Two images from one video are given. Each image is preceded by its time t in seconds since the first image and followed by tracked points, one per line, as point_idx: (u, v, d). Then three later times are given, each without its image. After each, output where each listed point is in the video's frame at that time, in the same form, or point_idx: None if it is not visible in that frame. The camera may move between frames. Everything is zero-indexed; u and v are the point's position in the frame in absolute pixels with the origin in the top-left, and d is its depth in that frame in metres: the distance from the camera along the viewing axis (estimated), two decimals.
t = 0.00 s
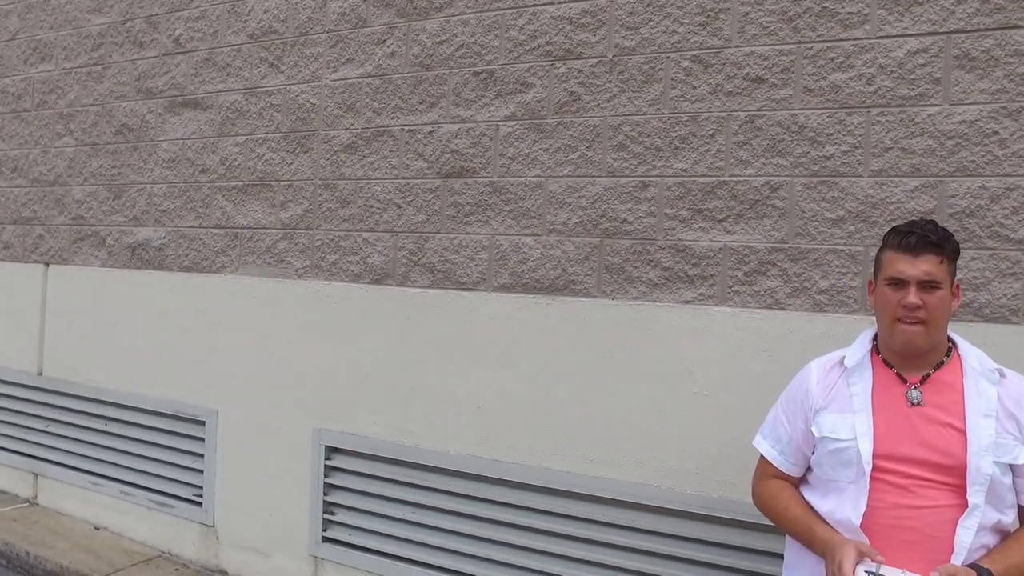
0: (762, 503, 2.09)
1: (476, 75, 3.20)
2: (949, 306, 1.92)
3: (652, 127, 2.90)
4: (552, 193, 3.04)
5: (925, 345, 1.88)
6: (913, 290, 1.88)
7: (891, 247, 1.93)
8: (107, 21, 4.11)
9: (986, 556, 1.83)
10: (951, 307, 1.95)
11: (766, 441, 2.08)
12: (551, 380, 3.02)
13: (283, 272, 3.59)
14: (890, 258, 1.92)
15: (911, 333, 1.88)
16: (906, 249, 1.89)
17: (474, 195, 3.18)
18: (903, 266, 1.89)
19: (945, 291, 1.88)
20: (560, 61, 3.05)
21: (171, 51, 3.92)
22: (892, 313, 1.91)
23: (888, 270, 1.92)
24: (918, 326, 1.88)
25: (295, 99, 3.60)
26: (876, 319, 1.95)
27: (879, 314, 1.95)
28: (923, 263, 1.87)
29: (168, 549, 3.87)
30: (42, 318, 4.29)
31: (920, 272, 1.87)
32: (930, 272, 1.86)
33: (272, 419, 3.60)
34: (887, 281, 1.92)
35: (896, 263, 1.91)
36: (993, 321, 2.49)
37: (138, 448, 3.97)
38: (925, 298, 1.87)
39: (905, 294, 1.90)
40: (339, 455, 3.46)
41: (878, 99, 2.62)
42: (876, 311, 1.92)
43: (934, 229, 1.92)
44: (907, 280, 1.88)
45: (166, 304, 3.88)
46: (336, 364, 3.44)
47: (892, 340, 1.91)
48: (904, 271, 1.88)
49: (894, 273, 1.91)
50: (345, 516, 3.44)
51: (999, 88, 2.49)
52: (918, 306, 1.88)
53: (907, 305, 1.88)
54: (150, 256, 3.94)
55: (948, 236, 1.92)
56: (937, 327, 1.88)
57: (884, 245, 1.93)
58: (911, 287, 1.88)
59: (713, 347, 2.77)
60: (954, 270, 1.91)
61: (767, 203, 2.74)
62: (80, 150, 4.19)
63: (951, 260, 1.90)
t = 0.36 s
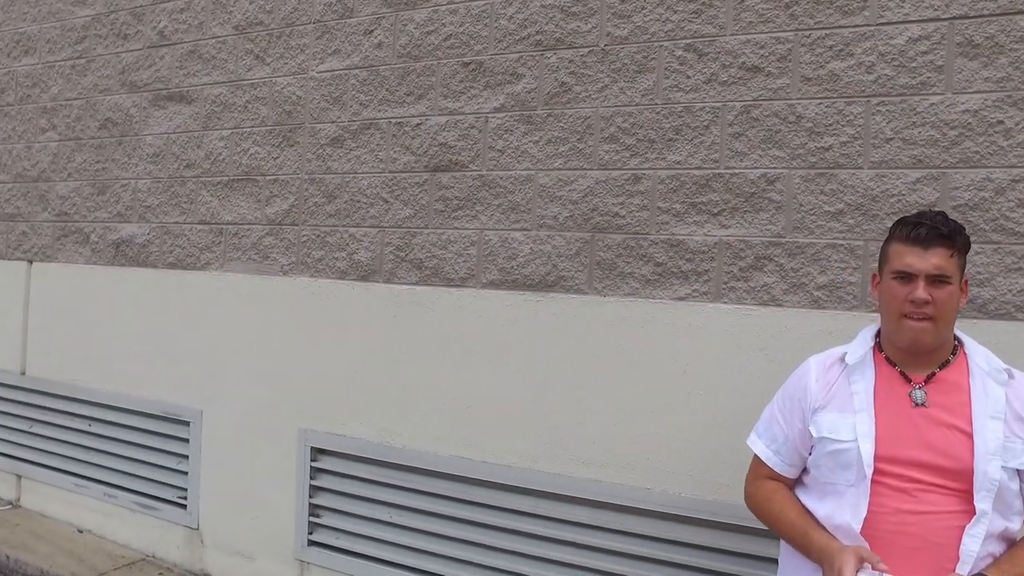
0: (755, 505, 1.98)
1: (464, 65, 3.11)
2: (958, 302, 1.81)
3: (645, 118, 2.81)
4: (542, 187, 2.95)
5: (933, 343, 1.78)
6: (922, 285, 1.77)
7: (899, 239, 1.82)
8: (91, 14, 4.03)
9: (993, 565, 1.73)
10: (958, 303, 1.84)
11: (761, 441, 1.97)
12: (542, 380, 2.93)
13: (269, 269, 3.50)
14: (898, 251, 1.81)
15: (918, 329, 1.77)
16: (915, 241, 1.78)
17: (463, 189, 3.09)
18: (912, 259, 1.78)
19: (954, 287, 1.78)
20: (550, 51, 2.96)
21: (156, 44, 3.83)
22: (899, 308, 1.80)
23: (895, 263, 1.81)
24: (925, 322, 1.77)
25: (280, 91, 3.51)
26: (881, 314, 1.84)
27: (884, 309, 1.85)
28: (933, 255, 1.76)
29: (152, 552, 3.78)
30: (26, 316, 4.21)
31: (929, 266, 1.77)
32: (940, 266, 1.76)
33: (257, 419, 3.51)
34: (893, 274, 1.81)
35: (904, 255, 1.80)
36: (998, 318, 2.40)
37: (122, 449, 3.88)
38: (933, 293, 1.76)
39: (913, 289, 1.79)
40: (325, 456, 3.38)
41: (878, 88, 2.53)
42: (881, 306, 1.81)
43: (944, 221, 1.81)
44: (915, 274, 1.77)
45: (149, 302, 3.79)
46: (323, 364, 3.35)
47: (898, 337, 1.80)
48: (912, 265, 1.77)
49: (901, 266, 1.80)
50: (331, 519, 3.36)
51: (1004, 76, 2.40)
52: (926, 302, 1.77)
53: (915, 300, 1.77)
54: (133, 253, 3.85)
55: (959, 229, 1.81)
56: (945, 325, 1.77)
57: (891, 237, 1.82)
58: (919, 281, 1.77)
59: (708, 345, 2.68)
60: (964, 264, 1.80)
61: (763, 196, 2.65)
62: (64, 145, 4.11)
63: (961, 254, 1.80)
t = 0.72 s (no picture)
0: (746, 512, 1.91)
1: (452, 60, 3.05)
2: (955, 302, 1.75)
3: (635, 114, 2.75)
4: (531, 184, 2.89)
5: (929, 344, 1.71)
6: (918, 284, 1.70)
7: (895, 237, 1.75)
8: (77, 9, 3.97)
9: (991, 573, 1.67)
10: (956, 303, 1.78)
11: (752, 445, 1.91)
12: (531, 382, 2.87)
13: (255, 267, 3.45)
14: (893, 249, 1.74)
15: (913, 330, 1.71)
16: (911, 239, 1.72)
17: (451, 187, 3.03)
18: (908, 258, 1.71)
19: (952, 287, 1.72)
20: (539, 46, 2.90)
21: (142, 40, 3.77)
22: (894, 308, 1.73)
23: (891, 261, 1.75)
24: (921, 322, 1.71)
25: (267, 87, 3.45)
26: (875, 314, 1.78)
27: (879, 309, 1.78)
28: (930, 254, 1.70)
29: (139, 556, 3.73)
30: (13, 315, 4.16)
31: (925, 264, 1.70)
32: (937, 265, 1.69)
33: (243, 421, 3.45)
34: (888, 273, 1.75)
35: (900, 253, 1.73)
36: (995, 318, 2.34)
37: (108, 451, 3.82)
38: (930, 293, 1.70)
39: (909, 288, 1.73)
40: (313, 458, 3.32)
41: (873, 83, 2.46)
42: (876, 305, 1.74)
43: (942, 218, 1.74)
44: (911, 273, 1.71)
45: (136, 301, 3.73)
46: (310, 365, 3.29)
47: (893, 338, 1.74)
48: (908, 263, 1.71)
49: (897, 265, 1.74)
50: (318, 522, 3.30)
51: (1002, 70, 2.33)
52: (922, 302, 1.71)
53: (911, 299, 1.70)
54: (119, 252, 3.79)
55: (957, 226, 1.75)
56: (941, 325, 1.71)
57: (886, 234, 1.76)
58: (916, 280, 1.71)
59: (700, 346, 2.61)
60: (961, 262, 1.74)
61: (756, 193, 2.59)
62: (49, 143, 4.05)
63: (959, 252, 1.73)
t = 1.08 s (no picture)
0: (726, 512, 1.94)
1: (442, 64, 3.08)
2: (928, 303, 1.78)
3: (621, 117, 2.78)
4: (519, 187, 2.92)
5: (903, 345, 1.74)
6: (891, 287, 1.73)
7: (868, 241, 1.78)
8: (72, 13, 4.00)
9: (962, 567, 1.70)
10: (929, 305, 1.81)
11: (731, 446, 1.94)
12: (518, 382, 2.90)
13: (248, 269, 3.48)
14: (867, 252, 1.77)
15: (887, 331, 1.74)
16: (884, 242, 1.75)
17: (440, 189, 3.06)
18: (881, 261, 1.74)
19: (925, 288, 1.74)
20: (527, 50, 2.93)
21: (137, 43, 3.81)
22: (869, 309, 1.76)
23: (865, 264, 1.78)
24: (896, 324, 1.74)
25: (260, 91, 3.48)
26: (850, 317, 1.81)
27: (853, 311, 1.81)
28: (903, 256, 1.73)
29: (134, 556, 3.76)
30: (9, 316, 4.19)
31: (899, 267, 1.73)
32: (910, 268, 1.72)
33: (236, 421, 3.48)
34: (862, 276, 1.77)
35: (873, 257, 1.76)
36: (974, 320, 2.37)
37: (104, 451, 3.86)
38: (904, 295, 1.72)
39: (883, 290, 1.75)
40: (306, 458, 3.36)
41: (855, 87, 2.50)
42: (851, 307, 1.77)
43: (914, 222, 1.78)
44: (885, 276, 1.74)
45: (130, 302, 3.76)
46: (301, 364, 3.33)
47: (868, 339, 1.77)
48: (882, 266, 1.74)
49: (870, 268, 1.77)
50: (310, 521, 3.34)
51: (981, 75, 2.36)
52: (896, 303, 1.73)
53: (885, 301, 1.73)
54: (114, 254, 3.82)
55: (929, 229, 1.78)
56: (915, 326, 1.74)
57: (860, 238, 1.79)
58: (889, 283, 1.74)
59: (685, 346, 2.65)
60: (933, 264, 1.77)
61: (740, 196, 2.62)
62: (45, 145, 4.09)
63: (931, 255, 1.76)
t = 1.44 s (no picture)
0: (705, 501, 1.96)
1: (431, 60, 3.10)
2: (902, 292, 1.80)
3: (607, 112, 2.80)
4: (506, 181, 2.94)
5: (877, 333, 1.76)
6: (865, 275, 1.75)
7: (843, 230, 1.80)
8: (65, 10, 4.02)
9: (934, 551, 1.72)
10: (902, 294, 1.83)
11: (709, 436, 1.96)
12: (506, 375, 2.92)
13: (240, 263, 3.50)
14: (841, 242, 1.79)
15: (861, 319, 1.76)
16: (858, 232, 1.77)
17: (429, 183, 3.08)
18: (854, 250, 1.76)
19: (897, 277, 1.76)
20: (515, 46, 2.95)
21: (129, 40, 3.83)
22: (843, 299, 1.78)
23: (839, 254, 1.80)
24: (869, 312, 1.76)
25: (251, 87, 3.50)
26: (825, 306, 1.83)
27: (828, 301, 1.83)
28: (876, 246, 1.75)
29: (126, 549, 3.78)
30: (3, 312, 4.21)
31: (872, 256, 1.75)
32: (883, 257, 1.74)
33: (227, 415, 3.50)
34: (837, 265, 1.79)
35: (847, 246, 1.78)
36: (955, 311, 2.39)
37: (96, 446, 3.87)
38: (877, 284, 1.74)
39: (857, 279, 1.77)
40: (296, 451, 3.37)
41: (838, 81, 2.52)
42: (825, 297, 1.79)
43: (886, 212, 1.80)
44: (859, 265, 1.76)
45: (122, 297, 3.78)
46: (292, 359, 3.35)
47: (842, 328, 1.79)
48: (855, 256, 1.76)
49: (844, 258, 1.79)
50: (300, 514, 3.35)
51: (961, 68, 2.38)
52: (870, 292, 1.75)
53: (859, 290, 1.75)
54: (107, 249, 3.84)
55: (902, 219, 1.80)
56: (888, 315, 1.76)
57: (834, 229, 1.81)
58: (863, 271, 1.76)
59: (670, 339, 2.67)
60: (906, 253, 1.79)
61: (724, 189, 2.64)
62: (38, 141, 4.11)
63: (903, 244, 1.79)
